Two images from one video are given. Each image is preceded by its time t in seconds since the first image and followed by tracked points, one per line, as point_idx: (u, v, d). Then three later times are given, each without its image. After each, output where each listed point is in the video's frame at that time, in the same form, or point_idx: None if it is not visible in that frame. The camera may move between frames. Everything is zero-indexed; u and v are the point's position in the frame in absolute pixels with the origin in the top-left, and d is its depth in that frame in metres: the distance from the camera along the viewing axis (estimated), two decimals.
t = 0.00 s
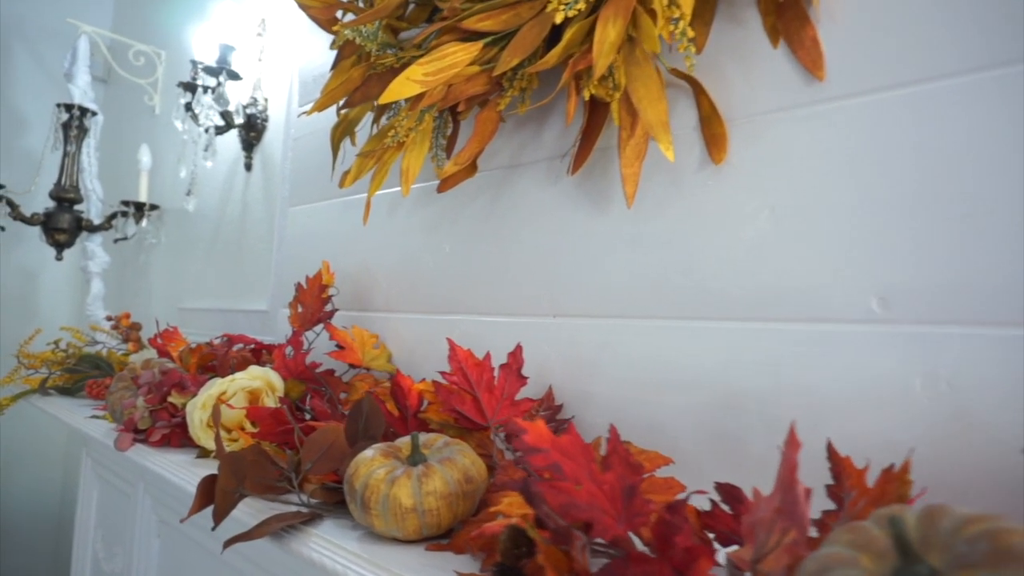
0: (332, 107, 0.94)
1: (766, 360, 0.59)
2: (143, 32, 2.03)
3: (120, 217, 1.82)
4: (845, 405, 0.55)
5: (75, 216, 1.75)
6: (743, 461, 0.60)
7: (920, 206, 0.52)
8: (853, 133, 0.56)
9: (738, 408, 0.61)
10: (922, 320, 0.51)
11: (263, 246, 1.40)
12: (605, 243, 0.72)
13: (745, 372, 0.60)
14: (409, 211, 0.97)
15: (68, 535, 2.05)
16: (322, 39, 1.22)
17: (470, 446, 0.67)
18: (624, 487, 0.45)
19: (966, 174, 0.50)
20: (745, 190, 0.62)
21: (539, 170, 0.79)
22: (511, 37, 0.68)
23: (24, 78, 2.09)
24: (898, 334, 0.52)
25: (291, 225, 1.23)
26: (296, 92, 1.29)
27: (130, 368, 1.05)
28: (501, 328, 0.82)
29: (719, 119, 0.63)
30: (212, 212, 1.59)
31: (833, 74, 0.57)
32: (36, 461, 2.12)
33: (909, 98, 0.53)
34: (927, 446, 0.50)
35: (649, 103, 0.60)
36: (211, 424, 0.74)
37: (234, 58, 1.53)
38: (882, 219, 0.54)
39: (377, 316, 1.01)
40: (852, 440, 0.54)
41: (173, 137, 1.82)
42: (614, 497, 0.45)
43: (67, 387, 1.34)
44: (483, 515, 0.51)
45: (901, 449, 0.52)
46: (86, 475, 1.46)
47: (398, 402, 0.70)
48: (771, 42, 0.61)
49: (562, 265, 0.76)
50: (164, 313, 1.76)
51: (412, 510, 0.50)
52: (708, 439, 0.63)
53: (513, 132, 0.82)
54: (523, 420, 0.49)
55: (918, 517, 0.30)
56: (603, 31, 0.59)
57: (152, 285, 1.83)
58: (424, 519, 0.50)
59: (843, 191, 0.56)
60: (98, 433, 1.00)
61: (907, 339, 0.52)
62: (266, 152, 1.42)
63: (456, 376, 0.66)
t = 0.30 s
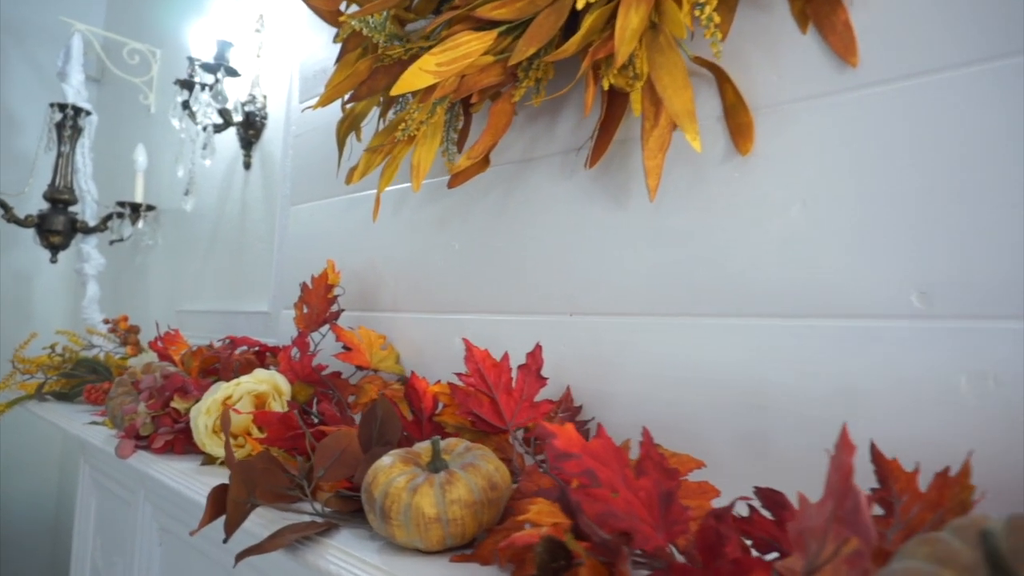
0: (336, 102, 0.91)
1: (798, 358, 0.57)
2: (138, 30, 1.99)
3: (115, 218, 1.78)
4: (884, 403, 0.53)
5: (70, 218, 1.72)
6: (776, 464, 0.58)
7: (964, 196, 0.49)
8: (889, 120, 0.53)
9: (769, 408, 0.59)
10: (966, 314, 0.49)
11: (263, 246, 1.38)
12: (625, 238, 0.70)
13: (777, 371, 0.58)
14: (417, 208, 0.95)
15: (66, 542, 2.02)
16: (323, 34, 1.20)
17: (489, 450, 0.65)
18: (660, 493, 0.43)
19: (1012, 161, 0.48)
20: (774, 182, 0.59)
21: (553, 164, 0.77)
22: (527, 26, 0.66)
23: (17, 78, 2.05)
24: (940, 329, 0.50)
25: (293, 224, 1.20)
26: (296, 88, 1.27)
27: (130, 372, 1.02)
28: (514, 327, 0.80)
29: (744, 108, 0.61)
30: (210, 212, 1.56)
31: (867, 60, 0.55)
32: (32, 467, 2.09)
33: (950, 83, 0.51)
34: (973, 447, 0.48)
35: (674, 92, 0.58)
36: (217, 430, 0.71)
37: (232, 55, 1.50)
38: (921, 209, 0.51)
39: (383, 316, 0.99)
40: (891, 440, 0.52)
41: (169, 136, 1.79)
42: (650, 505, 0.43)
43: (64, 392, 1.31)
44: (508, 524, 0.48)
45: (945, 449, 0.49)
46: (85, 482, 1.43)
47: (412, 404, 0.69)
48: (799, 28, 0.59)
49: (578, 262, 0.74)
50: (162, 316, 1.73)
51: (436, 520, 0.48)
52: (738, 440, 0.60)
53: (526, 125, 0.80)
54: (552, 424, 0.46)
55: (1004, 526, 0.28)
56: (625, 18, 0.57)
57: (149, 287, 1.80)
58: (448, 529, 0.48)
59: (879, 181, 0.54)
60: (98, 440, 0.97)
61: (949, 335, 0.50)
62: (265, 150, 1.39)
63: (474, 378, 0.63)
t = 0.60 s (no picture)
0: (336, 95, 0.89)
1: (821, 358, 0.55)
2: (127, 25, 1.96)
3: (104, 216, 1.75)
4: (912, 405, 0.51)
5: (57, 216, 1.68)
6: (798, 468, 0.56)
7: (999, 191, 0.48)
8: (916, 113, 0.52)
9: (791, 410, 0.57)
10: (999, 314, 0.47)
11: (257, 244, 1.35)
12: (638, 235, 0.68)
13: (799, 372, 0.57)
14: (419, 205, 0.92)
15: (54, 546, 1.98)
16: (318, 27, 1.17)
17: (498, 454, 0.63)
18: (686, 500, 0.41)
19: None
20: (795, 177, 0.58)
21: (561, 159, 0.75)
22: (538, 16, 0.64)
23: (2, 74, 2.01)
24: (972, 328, 0.48)
25: (289, 221, 1.18)
26: (292, 83, 1.24)
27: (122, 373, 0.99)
28: (521, 327, 0.78)
29: (764, 100, 0.59)
30: (203, 209, 1.53)
31: (892, 51, 0.53)
32: (18, 471, 2.05)
33: (982, 73, 0.49)
34: (1010, 451, 0.46)
35: (693, 84, 0.56)
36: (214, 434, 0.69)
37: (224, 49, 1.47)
38: (952, 205, 0.50)
39: (384, 316, 0.96)
40: (919, 443, 0.50)
41: (160, 133, 1.75)
42: (678, 513, 0.41)
43: (53, 394, 1.27)
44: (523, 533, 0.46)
45: (977, 453, 0.48)
46: (74, 485, 1.40)
47: (419, 406, 0.67)
48: (820, 17, 0.57)
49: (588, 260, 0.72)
50: (153, 316, 1.70)
51: (451, 529, 0.45)
52: (758, 443, 0.59)
53: (534, 119, 0.78)
54: (570, 429, 0.44)
55: None
56: (643, 7, 0.55)
57: (139, 287, 1.77)
58: (463, 539, 0.46)
59: (906, 176, 0.52)
60: (89, 443, 0.94)
61: (982, 334, 0.48)
62: (259, 147, 1.36)
63: (483, 379, 0.62)
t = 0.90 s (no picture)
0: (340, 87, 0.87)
1: (846, 357, 0.54)
2: (121, 18, 1.93)
3: (97, 212, 1.72)
4: (943, 406, 0.49)
5: (49, 212, 1.64)
6: (822, 469, 0.55)
7: None
8: (948, 104, 0.50)
9: (815, 410, 0.55)
10: None
11: (255, 241, 1.32)
12: (653, 231, 0.66)
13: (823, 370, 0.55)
14: (423, 200, 0.90)
15: (45, 546, 1.95)
16: (318, 20, 1.15)
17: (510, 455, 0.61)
18: (718, 505, 0.40)
19: None
20: (820, 171, 0.56)
21: (573, 153, 0.73)
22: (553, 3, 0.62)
23: None
24: (1007, 326, 0.47)
25: (288, 217, 1.15)
26: (291, 77, 1.22)
27: (119, 372, 0.96)
28: (531, 325, 0.76)
29: (787, 91, 0.57)
30: (199, 206, 1.50)
31: (922, 41, 0.52)
32: (10, 471, 2.01)
33: (1017, 62, 0.47)
34: None
35: (717, 74, 0.54)
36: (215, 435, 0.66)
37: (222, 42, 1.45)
38: (988, 199, 0.48)
39: (387, 313, 0.94)
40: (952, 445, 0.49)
41: (154, 127, 1.72)
42: (710, 519, 0.40)
43: (46, 394, 1.24)
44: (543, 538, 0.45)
45: (1014, 455, 0.46)
46: (66, 486, 1.37)
47: (429, 406, 0.65)
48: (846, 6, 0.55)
49: (602, 256, 0.70)
50: (147, 313, 1.67)
51: (471, 536, 0.43)
52: (779, 443, 0.57)
53: (544, 112, 0.76)
54: (596, 430, 0.43)
55: None
56: None
57: (133, 284, 1.74)
58: (482, 546, 0.44)
59: (938, 169, 0.50)
60: (84, 444, 0.92)
61: (1018, 333, 0.46)
62: (257, 142, 1.34)
63: (496, 379, 0.60)
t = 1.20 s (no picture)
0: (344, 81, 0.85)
1: (867, 357, 0.53)
2: (116, 12, 1.90)
3: (92, 209, 1.69)
4: (967, 407, 0.48)
5: (43, 208, 1.62)
6: (843, 471, 0.54)
7: None
8: (973, 98, 0.49)
9: (834, 411, 0.54)
10: None
11: (254, 238, 1.31)
12: (667, 228, 0.65)
13: (844, 370, 0.54)
14: (428, 197, 0.89)
15: (39, 546, 1.93)
16: (319, 14, 1.14)
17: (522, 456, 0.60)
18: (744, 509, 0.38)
19: None
20: (839, 167, 0.55)
21: (583, 149, 0.72)
22: None
23: None
24: None
25: (288, 214, 1.14)
26: (291, 72, 1.21)
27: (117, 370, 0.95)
28: (540, 323, 0.75)
29: (806, 86, 0.56)
30: (196, 202, 1.49)
31: (946, 34, 0.51)
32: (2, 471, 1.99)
33: None
34: None
35: (736, 67, 0.53)
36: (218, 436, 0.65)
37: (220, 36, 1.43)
38: (1016, 196, 0.47)
39: (391, 312, 0.93)
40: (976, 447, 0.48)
41: (150, 123, 1.70)
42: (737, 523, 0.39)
43: (39, 393, 1.21)
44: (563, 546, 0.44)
45: None
46: (61, 486, 1.35)
47: (438, 408, 0.64)
48: None
49: (613, 254, 0.69)
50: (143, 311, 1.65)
51: (488, 541, 0.42)
52: (797, 445, 0.56)
53: (555, 107, 0.75)
54: (617, 434, 0.42)
55: None
56: None
57: (129, 281, 1.72)
58: (500, 552, 0.42)
59: (962, 166, 0.49)
60: (81, 444, 0.90)
61: None
62: (255, 137, 1.32)
63: (508, 379, 0.59)
